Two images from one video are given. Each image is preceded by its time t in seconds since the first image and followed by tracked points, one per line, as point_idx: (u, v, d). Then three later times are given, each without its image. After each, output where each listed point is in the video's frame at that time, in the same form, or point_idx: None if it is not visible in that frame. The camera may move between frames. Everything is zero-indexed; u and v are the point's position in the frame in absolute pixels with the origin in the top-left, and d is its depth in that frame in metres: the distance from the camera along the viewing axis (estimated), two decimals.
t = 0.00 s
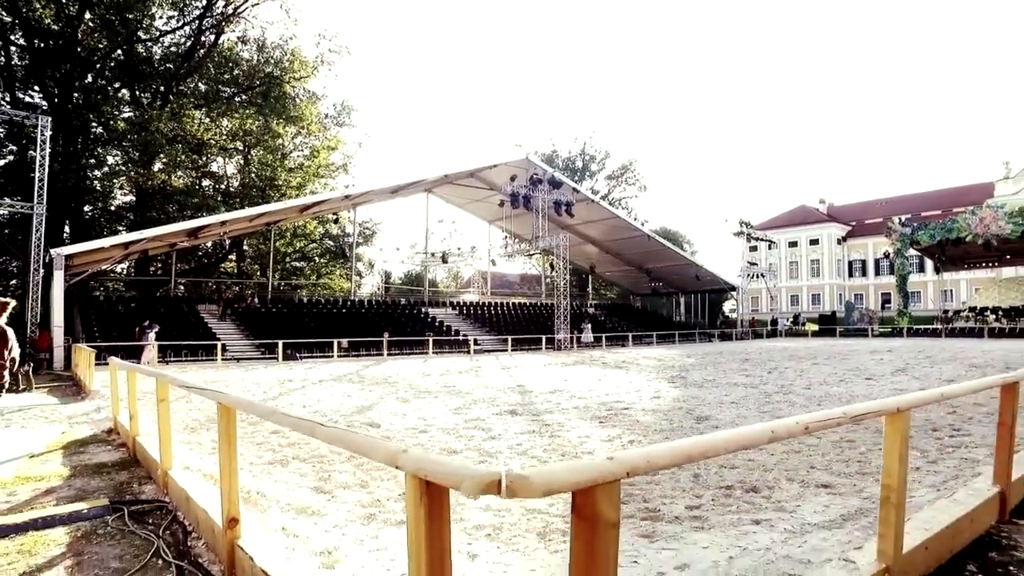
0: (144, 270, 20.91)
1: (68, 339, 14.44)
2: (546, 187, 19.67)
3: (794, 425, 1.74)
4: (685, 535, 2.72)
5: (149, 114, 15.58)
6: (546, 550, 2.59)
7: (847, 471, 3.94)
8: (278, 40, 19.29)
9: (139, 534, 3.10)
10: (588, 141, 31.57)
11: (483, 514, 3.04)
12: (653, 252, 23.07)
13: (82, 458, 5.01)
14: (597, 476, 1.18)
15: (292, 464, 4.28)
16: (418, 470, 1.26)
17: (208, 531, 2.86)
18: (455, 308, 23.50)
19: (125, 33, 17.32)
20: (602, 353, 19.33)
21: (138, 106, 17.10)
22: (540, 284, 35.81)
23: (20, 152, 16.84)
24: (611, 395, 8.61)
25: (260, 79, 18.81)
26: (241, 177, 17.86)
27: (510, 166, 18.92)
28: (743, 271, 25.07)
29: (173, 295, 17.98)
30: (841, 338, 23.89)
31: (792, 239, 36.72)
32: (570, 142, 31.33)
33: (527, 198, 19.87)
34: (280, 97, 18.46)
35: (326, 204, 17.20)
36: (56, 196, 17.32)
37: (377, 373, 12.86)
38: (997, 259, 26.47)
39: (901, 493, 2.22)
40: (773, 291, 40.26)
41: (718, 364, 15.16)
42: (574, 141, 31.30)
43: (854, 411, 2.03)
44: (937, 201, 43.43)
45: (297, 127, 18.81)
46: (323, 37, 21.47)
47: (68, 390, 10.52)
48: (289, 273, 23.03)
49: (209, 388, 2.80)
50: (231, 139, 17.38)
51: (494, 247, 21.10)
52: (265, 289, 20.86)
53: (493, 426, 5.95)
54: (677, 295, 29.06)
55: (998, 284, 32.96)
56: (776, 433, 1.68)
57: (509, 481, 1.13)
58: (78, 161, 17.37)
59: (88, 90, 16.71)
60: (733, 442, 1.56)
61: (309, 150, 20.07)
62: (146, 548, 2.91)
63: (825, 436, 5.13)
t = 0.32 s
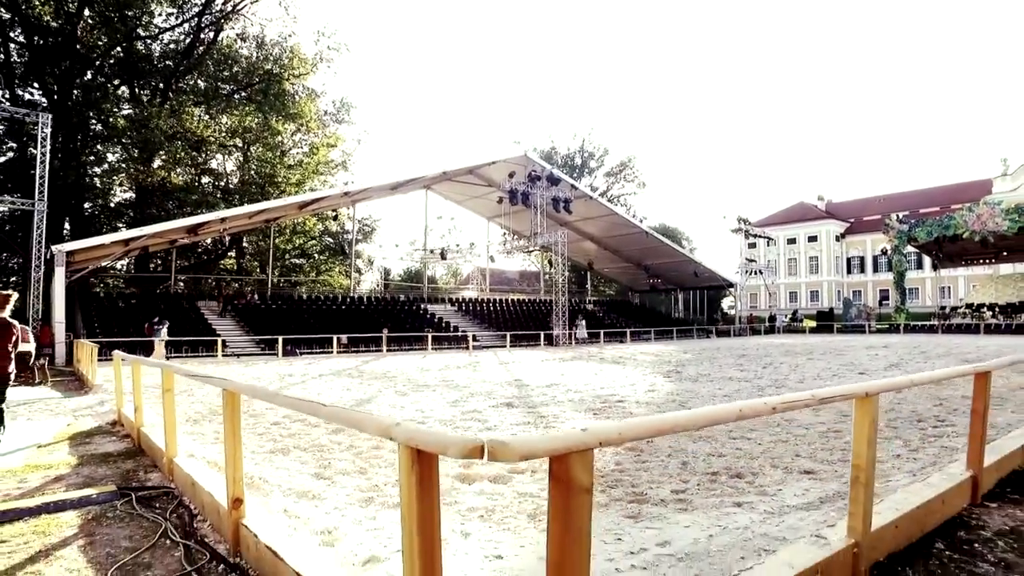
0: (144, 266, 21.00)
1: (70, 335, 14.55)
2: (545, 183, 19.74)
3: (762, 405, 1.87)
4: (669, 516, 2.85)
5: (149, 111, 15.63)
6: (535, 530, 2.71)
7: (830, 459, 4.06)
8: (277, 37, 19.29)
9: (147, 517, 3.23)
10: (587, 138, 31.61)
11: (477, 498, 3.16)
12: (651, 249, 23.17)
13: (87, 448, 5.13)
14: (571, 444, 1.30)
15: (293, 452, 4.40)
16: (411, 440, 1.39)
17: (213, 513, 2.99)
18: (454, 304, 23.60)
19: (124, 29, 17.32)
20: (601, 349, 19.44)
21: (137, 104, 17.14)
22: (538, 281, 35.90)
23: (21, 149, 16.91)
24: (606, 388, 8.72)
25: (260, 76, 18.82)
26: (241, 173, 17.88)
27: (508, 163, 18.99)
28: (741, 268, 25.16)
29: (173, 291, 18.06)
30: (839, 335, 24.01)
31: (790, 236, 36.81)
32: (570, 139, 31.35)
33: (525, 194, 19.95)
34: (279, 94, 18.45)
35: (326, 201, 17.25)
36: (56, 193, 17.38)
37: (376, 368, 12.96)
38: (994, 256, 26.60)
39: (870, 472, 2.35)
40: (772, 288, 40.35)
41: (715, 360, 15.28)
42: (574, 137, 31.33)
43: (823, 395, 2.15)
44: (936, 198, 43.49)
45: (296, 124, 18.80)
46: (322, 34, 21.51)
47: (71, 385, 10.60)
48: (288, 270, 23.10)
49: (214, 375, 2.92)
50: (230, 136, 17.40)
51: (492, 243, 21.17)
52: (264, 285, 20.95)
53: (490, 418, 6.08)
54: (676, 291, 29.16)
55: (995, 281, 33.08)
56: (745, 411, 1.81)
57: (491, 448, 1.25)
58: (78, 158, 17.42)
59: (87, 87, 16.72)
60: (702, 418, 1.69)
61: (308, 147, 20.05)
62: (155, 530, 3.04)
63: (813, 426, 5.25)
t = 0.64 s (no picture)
0: (146, 263, 21.10)
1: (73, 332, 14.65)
2: (545, 180, 19.81)
3: (749, 390, 1.96)
4: (663, 501, 2.96)
5: (150, 110, 15.71)
6: (535, 516, 2.79)
7: (822, 449, 4.15)
8: (278, 34, 19.33)
9: (160, 504, 3.34)
10: (587, 135, 31.64)
11: (479, 486, 3.24)
12: (650, 245, 23.25)
13: (97, 440, 5.23)
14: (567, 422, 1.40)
15: (297, 443, 4.50)
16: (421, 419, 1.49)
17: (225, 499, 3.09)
18: (455, 301, 23.70)
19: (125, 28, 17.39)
20: (601, 345, 19.53)
21: (139, 102, 17.23)
22: (538, 277, 35.98)
23: (23, 147, 17.00)
24: (605, 383, 8.82)
25: (260, 73, 18.90)
26: (242, 170, 17.89)
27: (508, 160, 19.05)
28: (741, 264, 25.23)
29: (175, 288, 18.13)
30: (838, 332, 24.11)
31: (790, 233, 36.86)
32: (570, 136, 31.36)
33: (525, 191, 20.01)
34: (280, 92, 18.50)
35: (327, 198, 17.29)
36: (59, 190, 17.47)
37: (377, 363, 13.05)
38: (994, 253, 26.66)
39: (855, 456, 2.45)
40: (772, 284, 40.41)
41: (715, 356, 15.41)
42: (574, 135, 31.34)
43: (809, 381, 2.25)
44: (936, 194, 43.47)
45: (297, 122, 18.88)
46: (323, 32, 21.52)
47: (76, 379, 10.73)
48: (289, 268, 23.20)
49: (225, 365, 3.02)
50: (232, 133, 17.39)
51: (493, 240, 21.22)
52: (266, 282, 21.07)
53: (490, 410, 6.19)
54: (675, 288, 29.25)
55: (995, 278, 33.14)
56: (733, 395, 1.90)
57: (492, 423, 1.36)
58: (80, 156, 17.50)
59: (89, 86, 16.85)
60: (692, 400, 1.78)
61: (309, 144, 20.03)
62: (167, 516, 3.14)
63: (807, 418, 5.35)
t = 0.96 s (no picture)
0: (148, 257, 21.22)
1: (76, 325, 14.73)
2: (545, 175, 19.87)
3: (744, 373, 2.06)
4: (662, 484, 3.08)
5: (151, 104, 15.74)
6: (538, 498, 2.90)
7: (817, 437, 4.26)
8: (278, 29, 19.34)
9: (175, 488, 3.45)
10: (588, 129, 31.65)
11: (483, 471, 3.35)
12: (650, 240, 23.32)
13: (109, 429, 5.34)
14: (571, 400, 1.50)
15: (305, 432, 4.61)
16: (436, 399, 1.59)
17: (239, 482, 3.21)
18: (455, 295, 23.78)
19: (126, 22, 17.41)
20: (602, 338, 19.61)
21: (140, 97, 17.26)
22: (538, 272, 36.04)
23: (25, 142, 17.04)
24: (605, 375, 8.93)
25: (261, 68, 18.96)
26: (243, 164, 17.92)
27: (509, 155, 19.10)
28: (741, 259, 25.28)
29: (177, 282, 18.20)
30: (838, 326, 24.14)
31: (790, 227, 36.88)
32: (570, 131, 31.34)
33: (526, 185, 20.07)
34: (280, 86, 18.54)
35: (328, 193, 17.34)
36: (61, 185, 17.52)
37: (379, 357, 13.15)
38: (994, 248, 26.69)
39: (845, 439, 2.55)
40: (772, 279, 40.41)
41: (714, 349, 15.49)
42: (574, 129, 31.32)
43: (800, 367, 2.35)
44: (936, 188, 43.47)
45: (297, 116, 18.92)
46: (324, 26, 21.47)
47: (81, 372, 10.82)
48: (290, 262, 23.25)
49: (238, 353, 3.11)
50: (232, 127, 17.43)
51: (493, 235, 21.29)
52: (267, 277, 21.13)
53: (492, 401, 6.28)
54: (676, 283, 29.32)
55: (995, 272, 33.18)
56: (727, 377, 2.01)
57: (502, 399, 1.46)
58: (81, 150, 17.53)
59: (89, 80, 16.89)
60: (688, 382, 1.88)
61: (309, 139, 19.93)
62: (184, 500, 3.25)
63: (803, 408, 5.45)
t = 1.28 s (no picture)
0: (149, 252, 21.23)
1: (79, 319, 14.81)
2: (546, 170, 19.95)
3: (736, 360, 2.17)
4: (659, 469, 3.21)
5: (152, 99, 15.77)
6: (542, 481, 3.03)
7: (810, 426, 4.38)
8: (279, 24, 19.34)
9: (190, 474, 3.58)
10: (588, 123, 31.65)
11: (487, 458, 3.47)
12: (650, 234, 23.41)
13: (122, 420, 5.47)
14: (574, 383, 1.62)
15: (312, 422, 4.73)
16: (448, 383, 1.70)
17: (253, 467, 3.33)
18: (456, 290, 23.87)
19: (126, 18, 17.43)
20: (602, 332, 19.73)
21: (141, 92, 17.27)
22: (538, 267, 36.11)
23: (28, 137, 17.09)
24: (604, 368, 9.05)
25: (262, 63, 19.02)
26: (245, 159, 17.96)
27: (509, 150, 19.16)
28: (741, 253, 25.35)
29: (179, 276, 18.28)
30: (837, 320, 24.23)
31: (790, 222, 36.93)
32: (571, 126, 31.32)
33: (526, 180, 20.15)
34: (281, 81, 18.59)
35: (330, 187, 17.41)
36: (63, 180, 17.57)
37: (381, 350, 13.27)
38: (993, 242, 26.77)
39: (833, 426, 2.67)
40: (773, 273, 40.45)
41: (713, 343, 15.62)
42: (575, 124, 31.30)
43: (793, 356, 2.47)
44: (936, 181, 43.47)
45: (298, 111, 18.97)
46: (325, 21, 21.44)
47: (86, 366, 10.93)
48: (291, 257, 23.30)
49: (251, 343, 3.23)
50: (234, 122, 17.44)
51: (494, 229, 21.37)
52: (268, 271, 21.21)
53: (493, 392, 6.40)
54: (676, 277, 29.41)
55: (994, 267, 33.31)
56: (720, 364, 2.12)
57: (510, 382, 1.58)
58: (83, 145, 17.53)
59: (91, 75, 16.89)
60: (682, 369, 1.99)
61: (310, 133, 19.74)
62: (200, 484, 3.38)
63: (798, 400, 5.58)
